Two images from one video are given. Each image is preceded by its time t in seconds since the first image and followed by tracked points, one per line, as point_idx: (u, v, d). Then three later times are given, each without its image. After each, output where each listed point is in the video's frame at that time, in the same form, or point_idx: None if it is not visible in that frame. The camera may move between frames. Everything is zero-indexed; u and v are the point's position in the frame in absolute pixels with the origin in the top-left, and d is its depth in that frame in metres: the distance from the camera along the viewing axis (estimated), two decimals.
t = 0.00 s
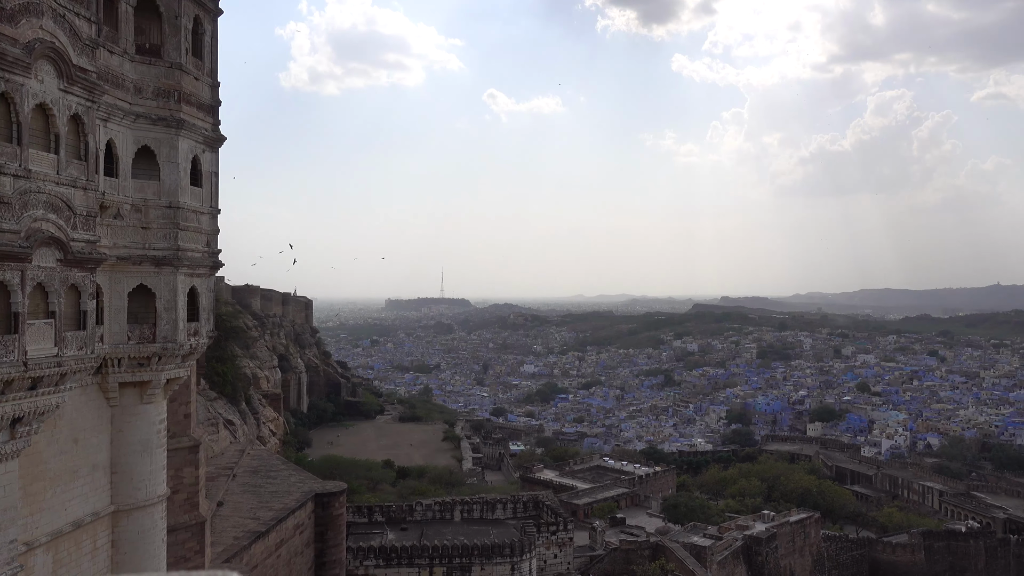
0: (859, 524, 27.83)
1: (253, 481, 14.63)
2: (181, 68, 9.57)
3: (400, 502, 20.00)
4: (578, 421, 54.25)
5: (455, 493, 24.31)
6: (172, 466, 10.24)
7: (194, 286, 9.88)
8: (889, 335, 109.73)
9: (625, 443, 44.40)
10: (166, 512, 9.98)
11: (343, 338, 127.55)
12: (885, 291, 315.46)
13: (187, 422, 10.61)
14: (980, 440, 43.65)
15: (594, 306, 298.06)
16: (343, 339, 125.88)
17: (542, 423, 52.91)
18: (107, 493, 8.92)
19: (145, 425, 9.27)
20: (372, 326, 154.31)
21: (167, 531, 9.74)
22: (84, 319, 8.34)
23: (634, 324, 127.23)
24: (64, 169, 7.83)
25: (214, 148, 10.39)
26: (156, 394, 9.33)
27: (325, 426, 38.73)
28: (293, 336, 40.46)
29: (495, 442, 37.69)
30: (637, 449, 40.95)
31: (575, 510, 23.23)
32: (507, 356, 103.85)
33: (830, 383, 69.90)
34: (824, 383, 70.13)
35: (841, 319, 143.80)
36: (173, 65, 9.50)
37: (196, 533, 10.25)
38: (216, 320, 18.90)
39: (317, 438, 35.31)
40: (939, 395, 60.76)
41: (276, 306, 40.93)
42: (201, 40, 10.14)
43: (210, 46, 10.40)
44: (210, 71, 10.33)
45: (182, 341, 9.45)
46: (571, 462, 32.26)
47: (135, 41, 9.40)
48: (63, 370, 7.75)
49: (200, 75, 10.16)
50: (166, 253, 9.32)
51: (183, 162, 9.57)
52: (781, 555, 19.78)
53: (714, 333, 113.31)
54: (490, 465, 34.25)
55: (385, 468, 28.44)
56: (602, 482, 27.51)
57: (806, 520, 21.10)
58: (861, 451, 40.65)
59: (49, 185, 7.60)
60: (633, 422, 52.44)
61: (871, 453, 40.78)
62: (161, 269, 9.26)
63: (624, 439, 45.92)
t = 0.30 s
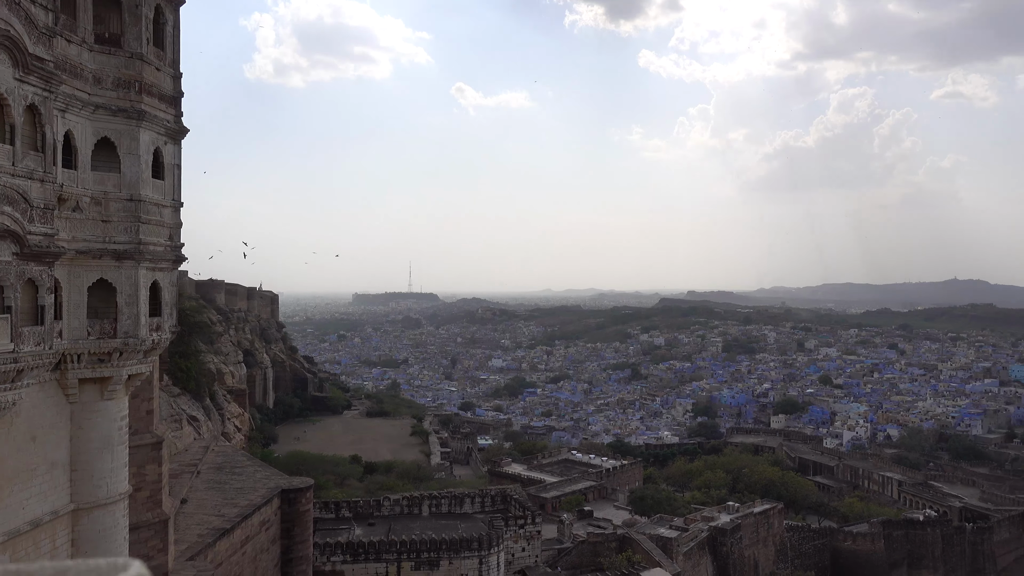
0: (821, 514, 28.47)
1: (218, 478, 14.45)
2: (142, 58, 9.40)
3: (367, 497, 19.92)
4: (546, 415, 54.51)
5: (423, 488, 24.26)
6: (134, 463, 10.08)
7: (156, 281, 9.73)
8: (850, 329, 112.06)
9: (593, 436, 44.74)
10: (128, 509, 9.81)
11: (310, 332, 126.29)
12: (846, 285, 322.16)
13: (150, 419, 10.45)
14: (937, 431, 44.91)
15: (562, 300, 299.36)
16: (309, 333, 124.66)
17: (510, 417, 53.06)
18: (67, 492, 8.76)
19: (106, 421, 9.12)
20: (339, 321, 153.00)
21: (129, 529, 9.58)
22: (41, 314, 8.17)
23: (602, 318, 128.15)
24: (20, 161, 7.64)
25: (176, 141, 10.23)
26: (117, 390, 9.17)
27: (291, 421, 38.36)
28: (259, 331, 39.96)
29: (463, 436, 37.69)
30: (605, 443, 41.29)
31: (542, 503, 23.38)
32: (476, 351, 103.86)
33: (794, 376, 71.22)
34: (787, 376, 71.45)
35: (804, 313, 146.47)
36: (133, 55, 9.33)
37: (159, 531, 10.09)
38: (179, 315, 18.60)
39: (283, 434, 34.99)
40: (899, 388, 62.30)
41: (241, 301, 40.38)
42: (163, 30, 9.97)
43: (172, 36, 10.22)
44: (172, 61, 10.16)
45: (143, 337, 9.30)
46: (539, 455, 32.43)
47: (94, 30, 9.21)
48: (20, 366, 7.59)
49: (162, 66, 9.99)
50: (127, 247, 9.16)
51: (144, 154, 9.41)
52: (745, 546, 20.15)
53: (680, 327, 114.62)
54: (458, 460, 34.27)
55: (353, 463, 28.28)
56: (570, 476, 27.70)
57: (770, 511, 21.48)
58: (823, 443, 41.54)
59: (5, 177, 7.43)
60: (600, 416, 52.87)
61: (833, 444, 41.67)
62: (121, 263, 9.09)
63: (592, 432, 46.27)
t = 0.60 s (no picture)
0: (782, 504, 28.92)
1: (180, 470, 14.27)
2: (103, 42, 9.20)
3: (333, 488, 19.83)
4: (513, 406, 54.76)
5: (389, 479, 24.24)
6: (94, 455, 9.89)
7: (116, 269, 9.55)
8: (812, 322, 114.22)
9: (560, 427, 45.08)
10: (89, 501, 9.62)
11: (275, 323, 124.84)
12: (808, 279, 328.29)
13: (111, 410, 10.27)
14: (895, 422, 46.12)
15: (529, 292, 300.02)
16: (274, 324, 123.25)
17: (477, 408, 53.19)
18: (24, 485, 8.59)
19: (65, 413, 8.95)
20: (305, 311, 151.40)
21: (88, 522, 9.40)
22: None
23: (569, 310, 128.79)
24: None
25: (138, 127, 10.03)
26: (76, 380, 9.00)
27: (255, 412, 37.96)
28: (223, 321, 39.44)
29: (430, 427, 37.68)
30: (571, 434, 41.64)
31: (509, 494, 23.52)
32: (443, 342, 103.68)
33: (757, 368, 72.49)
34: (751, 368, 72.68)
35: (768, 306, 148.94)
36: (94, 38, 9.12)
37: (120, 524, 9.91)
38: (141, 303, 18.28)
39: (248, 425, 34.61)
40: (858, 379, 63.82)
41: (204, 290, 39.75)
42: (125, 14, 9.77)
43: (134, 20, 10.01)
44: (133, 45, 9.96)
45: (103, 327, 9.12)
46: (506, 446, 32.59)
47: (53, 11, 8.95)
48: None
49: (123, 50, 9.78)
50: (86, 235, 8.96)
51: (104, 140, 9.21)
52: (708, 535, 20.51)
53: (647, 319, 115.83)
54: (425, 451, 34.26)
55: (318, 455, 28.12)
56: (536, 466, 27.90)
57: (732, 501, 21.87)
58: (785, 433, 42.40)
59: None
60: (567, 407, 53.26)
61: (794, 435, 42.55)
62: (81, 251, 8.89)
63: (559, 423, 46.61)
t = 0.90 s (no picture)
0: (748, 493, 29.59)
1: (145, 462, 14.06)
2: (63, 25, 8.99)
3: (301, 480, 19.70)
4: (484, 397, 54.88)
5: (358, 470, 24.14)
6: (55, 447, 9.69)
7: (78, 258, 9.36)
8: (780, 314, 116.01)
9: (530, 418, 45.27)
10: (50, 494, 9.41)
11: (243, 313, 123.28)
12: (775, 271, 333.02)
13: (72, 402, 10.18)
14: (859, 412, 47.13)
15: (499, 283, 300.00)
16: (242, 314, 121.66)
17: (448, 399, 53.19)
18: None
19: (25, 404, 8.76)
20: (274, 301, 149.72)
21: (49, 515, 9.21)
22: None
23: (540, 301, 129.18)
24: None
25: (100, 112, 9.82)
26: (36, 370, 8.80)
27: (223, 403, 37.50)
28: (189, 311, 38.85)
29: (401, 418, 37.59)
30: (542, 424, 41.87)
31: (479, 485, 23.60)
32: (413, 333, 103.30)
33: (725, 359, 73.46)
34: (719, 359, 73.66)
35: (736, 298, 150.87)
36: (54, 21, 8.91)
37: (82, 517, 9.71)
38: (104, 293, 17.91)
39: (215, 416, 34.20)
40: (824, 371, 65.01)
41: (170, 280, 39.09)
42: None
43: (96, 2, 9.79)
44: (95, 29, 9.75)
45: (65, 317, 8.93)
46: (476, 437, 32.66)
47: None
48: None
49: (85, 33, 9.57)
50: (47, 222, 8.75)
51: (65, 125, 8.99)
52: (676, 524, 20.81)
53: (617, 310, 116.66)
54: (395, 442, 34.20)
55: (287, 446, 27.90)
56: (506, 457, 28.01)
57: (700, 490, 22.19)
58: (751, 424, 43.09)
59: None
60: (537, 398, 53.49)
61: (761, 425, 43.28)
62: (41, 239, 8.68)
63: (529, 414, 46.81)
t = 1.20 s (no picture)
0: (720, 476, 30.13)
1: (116, 452, 13.90)
2: (26, 7, 8.79)
3: (275, 468, 19.58)
4: (459, 384, 54.94)
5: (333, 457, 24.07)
6: (23, 437, 9.49)
7: (44, 246, 9.18)
8: (752, 299, 117.46)
9: (506, 404, 45.43)
10: (17, 486, 9.18)
11: (214, 301, 121.78)
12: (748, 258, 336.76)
13: (39, 392, 9.98)
14: (829, 396, 48.00)
15: (474, 270, 299.56)
16: (213, 302, 120.19)
17: (422, 386, 53.16)
18: None
19: None
20: (246, 289, 148.08)
21: (18, 507, 9.00)
22: None
23: (515, 288, 129.30)
24: None
25: (66, 97, 9.62)
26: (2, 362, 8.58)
27: (195, 392, 37.10)
28: (160, 299, 38.30)
29: (376, 405, 37.51)
30: (517, 410, 42.01)
31: (454, 471, 23.68)
32: (388, 320, 102.92)
33: (699, 345, 74.29)
34: (692, 344, 74.44)
35: (710, 284, 152.29)
36: (16, 3, 8.70)
37: (51, 508, 9.50)
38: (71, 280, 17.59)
39: (187, 405, 33.85)
40: (795, 356, 66.02)
41: (139, 268, 38.49)
42: None
43: None
44: (59, 11, 9.52)
45: (31, 306, 8.77)
46: (452, 424, 32.71)
47: None
48: None
49: (48, 15, 9.36)
50: (12, 208, 8.56)
51: (29, 110, 8.80)
52: (649, 508, 21.08)
53: (592, 297, 117.22)
54: (370, 430, 34.14)
55: (260, 434, 27.72)
56: (482, 443, 28.08)
57: (674, 474, 22.48)
58: (724, 408, 43.66)
59: None
60: (512, 384, 53.69)
61: (733, 410, 43.91)
62: (6, 226, 8.50)
63: (505, 400, 46.97)
